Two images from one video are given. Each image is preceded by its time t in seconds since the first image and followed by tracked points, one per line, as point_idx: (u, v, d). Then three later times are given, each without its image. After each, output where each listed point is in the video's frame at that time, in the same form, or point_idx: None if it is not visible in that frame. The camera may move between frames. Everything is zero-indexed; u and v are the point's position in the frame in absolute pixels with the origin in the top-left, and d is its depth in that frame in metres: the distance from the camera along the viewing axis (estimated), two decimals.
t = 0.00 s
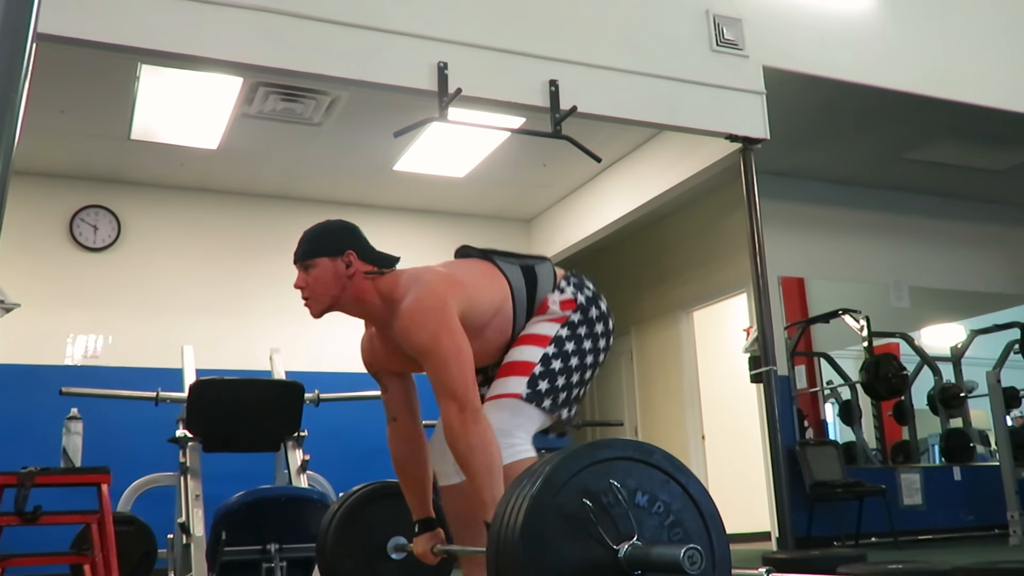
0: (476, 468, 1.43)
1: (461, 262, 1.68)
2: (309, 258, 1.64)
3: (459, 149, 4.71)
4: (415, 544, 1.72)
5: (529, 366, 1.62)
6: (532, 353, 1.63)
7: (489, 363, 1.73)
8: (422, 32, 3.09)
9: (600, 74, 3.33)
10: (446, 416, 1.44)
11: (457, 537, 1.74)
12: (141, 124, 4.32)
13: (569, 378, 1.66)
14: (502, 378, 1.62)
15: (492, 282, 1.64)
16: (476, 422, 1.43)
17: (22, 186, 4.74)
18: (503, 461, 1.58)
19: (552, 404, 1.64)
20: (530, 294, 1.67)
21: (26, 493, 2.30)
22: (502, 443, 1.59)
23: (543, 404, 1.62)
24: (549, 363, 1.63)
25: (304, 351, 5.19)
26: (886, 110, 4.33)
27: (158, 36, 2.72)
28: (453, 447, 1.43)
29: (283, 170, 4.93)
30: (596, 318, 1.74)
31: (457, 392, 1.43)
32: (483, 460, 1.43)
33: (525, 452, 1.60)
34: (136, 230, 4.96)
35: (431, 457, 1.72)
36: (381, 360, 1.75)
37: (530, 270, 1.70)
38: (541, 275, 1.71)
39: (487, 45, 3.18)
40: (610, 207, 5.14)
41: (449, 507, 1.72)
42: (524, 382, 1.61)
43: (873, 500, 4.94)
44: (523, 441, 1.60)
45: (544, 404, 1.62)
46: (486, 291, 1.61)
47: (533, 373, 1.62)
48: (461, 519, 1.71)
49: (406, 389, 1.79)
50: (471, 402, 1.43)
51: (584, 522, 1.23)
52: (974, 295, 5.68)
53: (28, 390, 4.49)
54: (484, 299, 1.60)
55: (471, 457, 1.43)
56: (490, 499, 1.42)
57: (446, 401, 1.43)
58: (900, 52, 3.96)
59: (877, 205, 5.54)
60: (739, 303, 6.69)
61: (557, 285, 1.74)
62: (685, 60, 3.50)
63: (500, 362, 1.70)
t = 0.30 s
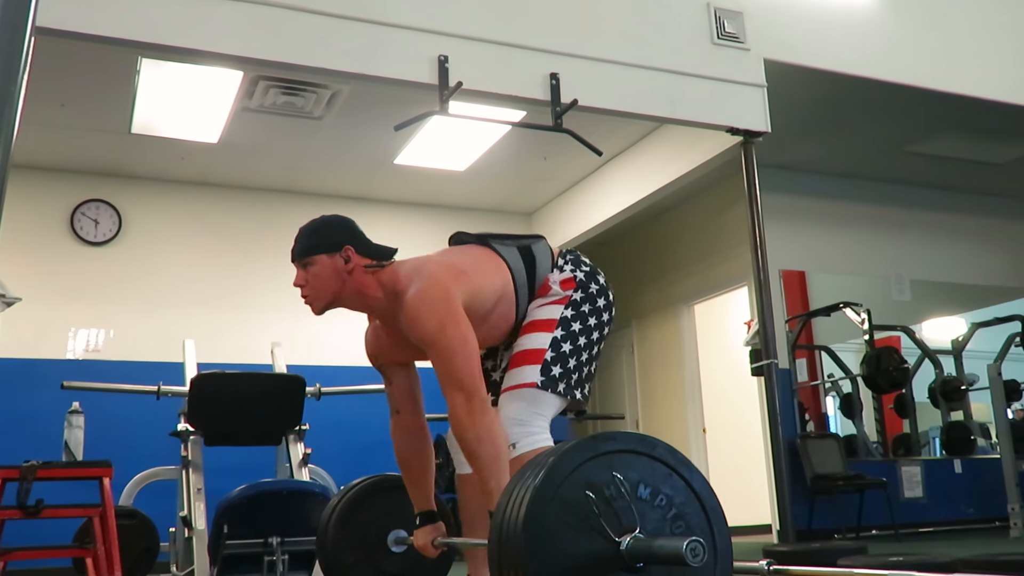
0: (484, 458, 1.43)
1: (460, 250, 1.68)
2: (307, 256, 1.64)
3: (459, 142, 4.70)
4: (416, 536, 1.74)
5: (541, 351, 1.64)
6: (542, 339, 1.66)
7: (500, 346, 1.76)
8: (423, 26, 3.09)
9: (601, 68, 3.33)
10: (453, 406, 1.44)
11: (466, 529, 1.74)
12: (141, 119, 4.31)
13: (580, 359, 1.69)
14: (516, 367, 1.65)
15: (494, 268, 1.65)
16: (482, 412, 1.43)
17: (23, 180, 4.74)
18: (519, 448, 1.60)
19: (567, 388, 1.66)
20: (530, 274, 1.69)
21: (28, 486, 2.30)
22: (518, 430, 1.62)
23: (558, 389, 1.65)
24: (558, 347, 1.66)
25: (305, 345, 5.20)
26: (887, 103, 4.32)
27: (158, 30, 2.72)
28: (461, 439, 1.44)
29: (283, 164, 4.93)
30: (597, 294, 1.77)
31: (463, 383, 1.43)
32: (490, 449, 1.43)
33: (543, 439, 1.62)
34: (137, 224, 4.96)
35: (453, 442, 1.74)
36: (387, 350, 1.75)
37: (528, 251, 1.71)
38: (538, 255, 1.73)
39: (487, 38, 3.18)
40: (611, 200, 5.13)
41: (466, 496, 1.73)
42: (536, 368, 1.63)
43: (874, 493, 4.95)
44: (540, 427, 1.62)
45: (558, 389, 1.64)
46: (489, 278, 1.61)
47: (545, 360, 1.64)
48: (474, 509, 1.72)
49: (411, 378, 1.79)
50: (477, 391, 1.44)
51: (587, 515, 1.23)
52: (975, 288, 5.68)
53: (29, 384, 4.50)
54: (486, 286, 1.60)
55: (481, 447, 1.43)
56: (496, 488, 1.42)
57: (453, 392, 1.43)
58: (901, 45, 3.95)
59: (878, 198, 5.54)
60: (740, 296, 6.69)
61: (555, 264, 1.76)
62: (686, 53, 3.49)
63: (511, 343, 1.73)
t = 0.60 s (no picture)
0: (490, 441, 1.42)
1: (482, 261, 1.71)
2: (344, 214, 1.68)
3: (460, 130, 4.69)
4: (415, 523, 1.74)
5: (523, 366, 1.58)
6: (529, 356, 1.61)
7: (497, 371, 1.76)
8: (423, 14, 3.07)
9: (602, 56, 3.32)
10: (465, 388, 1.44)
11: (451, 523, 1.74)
12: (142, 107, 4.30)
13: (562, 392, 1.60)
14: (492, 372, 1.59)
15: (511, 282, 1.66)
16: (496, 396, 1.43)
17: (23, 170, 4.73)
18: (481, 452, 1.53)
19: (538, 411, 1.57)
20: (543, 310, 1.69)
21: (30, 475, 2.30)
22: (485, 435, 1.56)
23: (529, 407, 1.56)
24: (543, 370, 1.59)
25: (306, 334, 5.20)
26: (888, 91, 4.31)
27: (157, 19, 2.71)
28: (469, 418, 1.43)
29: (283, 152, 4.92)
30: (605, 347, 1.70)
31: (479, 363, 1.44)
32: (499, 433, 1.42)
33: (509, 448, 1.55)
34: (137, 214, 4.95)
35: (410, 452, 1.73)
36: (386, 340, 1.74)
37: (548, 288, 1.71)
38: (560, 296, 1.73)
39: (488, 27, 3.16)
40: (613, 188, 5.12)
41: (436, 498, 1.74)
42: (513, 378, 1.57)
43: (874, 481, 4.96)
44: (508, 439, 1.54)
45: (529, 406, 1.56)
46: (508, 284, 1.64)
47: (525, 374, 1.58)
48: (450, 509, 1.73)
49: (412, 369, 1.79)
50: (491, 375, 1.44)
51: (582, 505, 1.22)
52: (975, 277, 5.67)
53: (30, 373, 4.50)
54: (507, 292, 1.62)
55: (488, 429, 1.42)
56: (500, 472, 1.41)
57: (468, 371, 1.44)
58: (903, 33, 3.93)
59: (879, 186, 5.53)
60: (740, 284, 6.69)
61: (573, 308, 1.74)
62: (688, 41, 3.48)
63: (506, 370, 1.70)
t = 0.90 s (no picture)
0: (489, 411, 1.41)
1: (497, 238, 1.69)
2: (368, 171, 1.66)
3: (460, 120, 4.68)
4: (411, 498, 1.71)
5: (528, 349, 1.58)
6: (534, 339, 1.59)
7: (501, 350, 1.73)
8: (422, 3, 3.05)
9: (602, 45, 3.30)
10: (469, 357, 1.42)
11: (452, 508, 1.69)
12: (140, 96, 4.28)
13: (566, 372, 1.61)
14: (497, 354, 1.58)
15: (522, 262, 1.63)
16: (498, 370, 1.42)
17: (21, 158, 4.71)
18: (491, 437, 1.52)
19: (544, 392, 1.59)
20: (549, 284, 1.65)
21: (30, 464, 2.30)
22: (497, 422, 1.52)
23: (535, 390, 1.57)
24: (548, 351, 1.59)
25: (305, 324, 5.20)
26: (889, 80, 4.29)
27: (156, 7, 2.69)
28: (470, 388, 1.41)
29: (282, 141, 4.90)
30: (605, 323, 1.69)
31: (486, 336, 1.42)
32: (499, 404, 1.41)
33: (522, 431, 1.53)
34: (136, 203, 4.94)
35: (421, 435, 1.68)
36: (393, 307, 1.72)
37: (555, 262, 1.69)
38: (565, 272, 1.70)
39: (488, 15, 3.14)
40: (613, 178, 5.11)
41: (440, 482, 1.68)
42: (519, 362, 1.56)
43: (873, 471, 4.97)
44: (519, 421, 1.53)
45: (535, 389, 1.57)
46: (522, 261, 1.62)
47: (530, 357, 1.58)
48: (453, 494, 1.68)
49: (422, 341, 1.76)
50: (497, 348, 1.43)
51: (570, 493, 1.19)
52: (975, 267, 5.67)
53: (29, 362, 4.49)
54: (518, 271, 1.59)
55: (487, 401, 1.41)
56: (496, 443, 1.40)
57: (473, 342, 1.42)
58: (904, 22, 3.91)
59: (879, 176, 5.51)
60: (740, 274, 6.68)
61: (576, 284, 1.72)
62: (689, 30, 3.47)
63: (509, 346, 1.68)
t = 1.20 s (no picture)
0: (489, 352, 1.45)
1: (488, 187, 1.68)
2: (356, 126, 1.61)
3: (460, 112, 4.67)
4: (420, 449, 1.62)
5: (537, 330, 1.58)
6: (538, 317, 1.59)
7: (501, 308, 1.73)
8: None
9: (601, 37, 3.29)
10: (468, 304, 1.46)
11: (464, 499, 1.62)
12: (139, 87, 4.26)
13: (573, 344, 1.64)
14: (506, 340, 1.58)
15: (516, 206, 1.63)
16: (496, 314, 1.46)
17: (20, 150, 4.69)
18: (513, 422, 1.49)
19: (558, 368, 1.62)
20: (541, 243, 1.63)
21: (30, 456, 2.31)
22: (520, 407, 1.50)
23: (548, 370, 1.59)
24: (554, 327, 1.60)
25: (305, 317, 5.20)
26: (889, 72, 4.28)
27: None
28: (470, 334, 1.46)
29: (282, 134, 4.89)
30: (597, 280, 1.69)
31: (483, 283, 1.46)
32: (499, 345, 1.46)
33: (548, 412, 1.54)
34: (136, 196, 4.93)
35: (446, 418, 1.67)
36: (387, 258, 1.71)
37: (551, 219, 1.65)
38: (559, 228, 1.67)
39: (487, 7, 3.14)
40: (613, 171, 5.10)
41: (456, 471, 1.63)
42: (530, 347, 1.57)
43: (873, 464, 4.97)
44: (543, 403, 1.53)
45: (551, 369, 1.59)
46: (515, 207, 1.61)
47: (540, 338, 1.59)
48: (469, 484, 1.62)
49: (421, 294, 1.72)
50: (494, 293, 1.46)
51: (575, 417, 1.26)
52: (975, 260, 5.67)
53: (29, 355, 4.48)
54: (513, 216, 1.60)
55: (487, 346, 1.45)
56: (498, 382, 1.44)
57: (471, 290, 1.46)
58: (905, 14, 3.90)
59: (879, 169, 5.50)
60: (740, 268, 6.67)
61: (569, 242, 1.68)
62: (691, 22, 3.46)
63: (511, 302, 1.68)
